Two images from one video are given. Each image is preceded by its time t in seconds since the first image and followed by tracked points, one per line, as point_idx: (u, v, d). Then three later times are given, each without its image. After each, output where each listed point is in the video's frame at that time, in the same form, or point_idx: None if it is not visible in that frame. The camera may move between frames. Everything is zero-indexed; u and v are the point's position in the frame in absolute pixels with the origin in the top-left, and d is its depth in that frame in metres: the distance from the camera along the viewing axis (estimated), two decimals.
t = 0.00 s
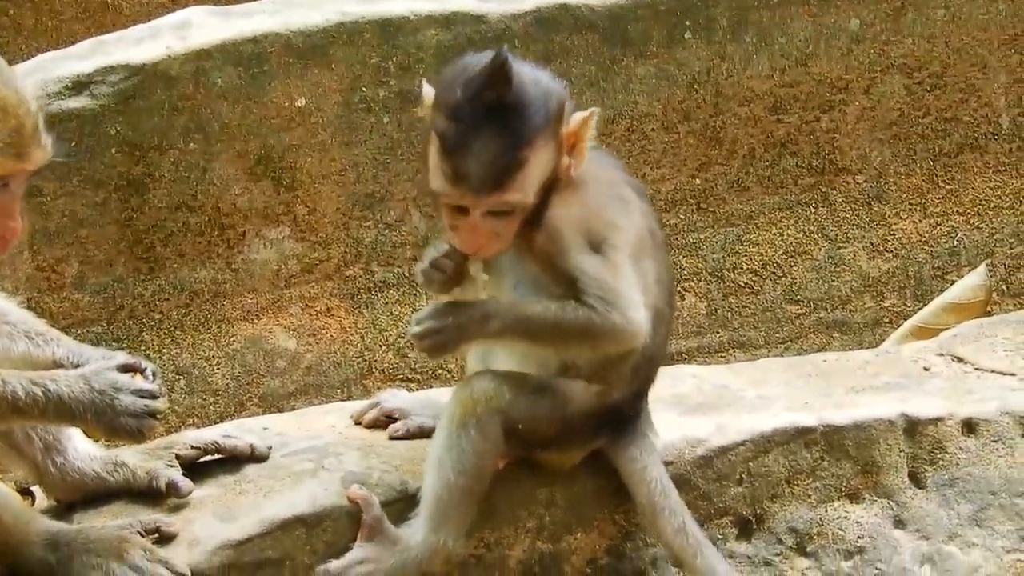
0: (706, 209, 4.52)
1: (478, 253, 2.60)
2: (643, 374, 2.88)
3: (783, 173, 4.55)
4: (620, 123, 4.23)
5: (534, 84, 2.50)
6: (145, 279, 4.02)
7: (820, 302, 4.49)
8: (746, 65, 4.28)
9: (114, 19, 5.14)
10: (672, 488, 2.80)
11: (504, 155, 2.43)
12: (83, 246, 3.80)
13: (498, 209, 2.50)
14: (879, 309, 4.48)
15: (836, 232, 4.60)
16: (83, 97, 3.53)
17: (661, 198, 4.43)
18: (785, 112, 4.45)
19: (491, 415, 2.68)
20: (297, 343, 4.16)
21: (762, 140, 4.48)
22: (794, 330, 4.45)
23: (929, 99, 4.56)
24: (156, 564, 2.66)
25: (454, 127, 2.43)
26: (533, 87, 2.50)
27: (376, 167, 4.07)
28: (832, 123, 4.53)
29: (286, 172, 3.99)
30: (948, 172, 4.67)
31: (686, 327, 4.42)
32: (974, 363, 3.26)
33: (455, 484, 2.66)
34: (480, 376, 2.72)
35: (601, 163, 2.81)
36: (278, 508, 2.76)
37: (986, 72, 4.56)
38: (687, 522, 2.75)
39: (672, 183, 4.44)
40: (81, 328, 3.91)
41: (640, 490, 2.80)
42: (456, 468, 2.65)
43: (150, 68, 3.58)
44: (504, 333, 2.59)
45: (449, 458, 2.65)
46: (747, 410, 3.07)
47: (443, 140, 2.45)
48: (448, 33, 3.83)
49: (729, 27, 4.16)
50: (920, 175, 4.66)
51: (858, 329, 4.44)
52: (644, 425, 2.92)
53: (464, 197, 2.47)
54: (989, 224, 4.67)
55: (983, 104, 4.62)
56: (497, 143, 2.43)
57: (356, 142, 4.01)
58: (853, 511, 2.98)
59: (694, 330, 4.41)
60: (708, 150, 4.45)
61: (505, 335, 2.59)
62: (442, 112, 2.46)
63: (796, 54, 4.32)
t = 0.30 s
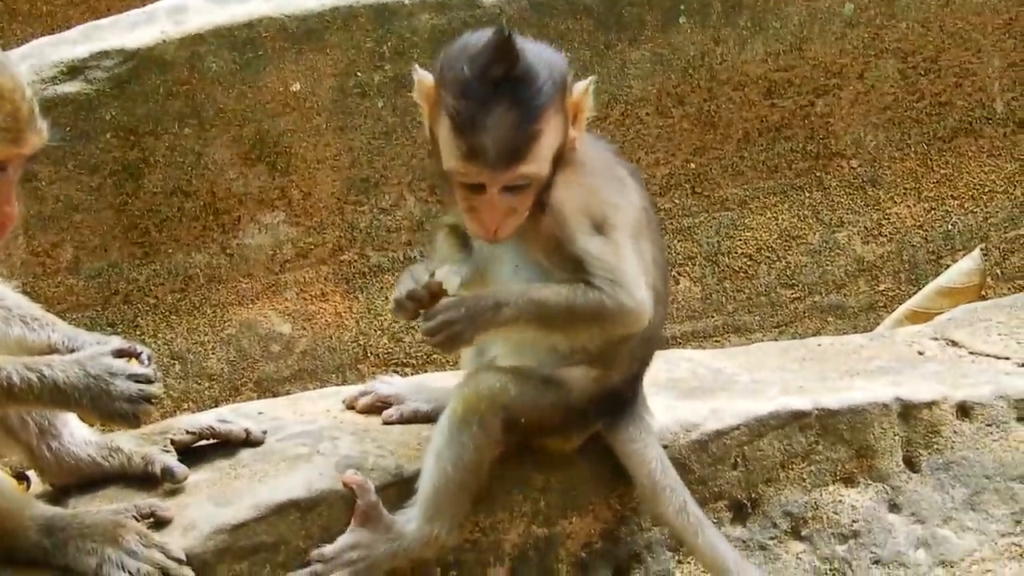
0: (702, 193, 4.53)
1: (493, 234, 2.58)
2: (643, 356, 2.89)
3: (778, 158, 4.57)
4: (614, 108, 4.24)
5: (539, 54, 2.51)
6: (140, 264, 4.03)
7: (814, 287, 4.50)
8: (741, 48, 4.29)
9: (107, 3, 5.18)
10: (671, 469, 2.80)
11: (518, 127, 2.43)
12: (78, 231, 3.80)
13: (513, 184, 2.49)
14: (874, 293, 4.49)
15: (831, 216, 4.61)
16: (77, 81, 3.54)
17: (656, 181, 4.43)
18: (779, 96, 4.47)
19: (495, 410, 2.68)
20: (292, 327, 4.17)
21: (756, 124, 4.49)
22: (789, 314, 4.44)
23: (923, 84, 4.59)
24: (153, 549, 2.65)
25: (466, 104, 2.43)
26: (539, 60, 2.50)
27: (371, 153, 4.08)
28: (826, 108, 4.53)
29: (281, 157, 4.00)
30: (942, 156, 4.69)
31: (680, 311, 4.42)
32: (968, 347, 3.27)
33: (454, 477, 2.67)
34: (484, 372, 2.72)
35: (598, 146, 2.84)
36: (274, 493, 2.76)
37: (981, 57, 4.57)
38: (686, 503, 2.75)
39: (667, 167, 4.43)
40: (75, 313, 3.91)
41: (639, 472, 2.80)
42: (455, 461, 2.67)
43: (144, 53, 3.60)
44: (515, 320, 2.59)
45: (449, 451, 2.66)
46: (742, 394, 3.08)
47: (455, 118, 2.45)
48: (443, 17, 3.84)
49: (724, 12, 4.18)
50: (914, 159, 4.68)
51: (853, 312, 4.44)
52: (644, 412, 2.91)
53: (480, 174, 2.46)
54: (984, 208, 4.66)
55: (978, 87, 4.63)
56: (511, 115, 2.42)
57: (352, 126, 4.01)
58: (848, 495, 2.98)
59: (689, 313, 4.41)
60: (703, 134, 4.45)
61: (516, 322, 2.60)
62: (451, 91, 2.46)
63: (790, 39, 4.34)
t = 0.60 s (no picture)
0: (696, 181, 4.52)
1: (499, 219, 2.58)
2: (642, 347, 2.89)
3: (772, 146, 4.55)
4: (610, 96, 4.23)
5: (548, 41, 2.52)
6: (136, 252, 4.02)
7: (809, 275, 4.66)
8: (736, 35, 4.29)
9: None
10: (664, 460, 2.80)
11: (528, 113, 2.44)
12: (74, 220, 3.79)
13: (521, 170, 2.50)
14: (869, 280, 4.69)
15: (826, 204, 4.67)
16: (71, 70, 3.55)
17: (651, 170, 4.42)
18: (773, 84, 4.43)
19: (488, 398, 2.68)
20: (288, 316, 4.25)
21: (751, 112, 4.46)
22: (784, 302, 4.64)
23: (919, 71, 4.57)
24: (150, 537, 2.63)
25: (475, 90, 2.44)
26: (548, 45, 2.52)
27: (366, 141, 4.07)
28: (821, 97, 4.51)
29: (276, 145, 3.99)
30: (937, 144, 4.71)
31: (677, 301, 4.58)
32: (963, 334, 3.28)
33: (446, 465, 2.68)
34: (477, 359, 2.73)
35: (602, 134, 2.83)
36: (270, 480, 2.76)
37: (976, 44, 4.55)
38: (680, 493, 2.75)
39: (662, 155, 4.42)
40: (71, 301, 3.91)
41: (633, 464, 2.81)
42: (447, 449, 2.67)
43: (140, 42, 3.63)
44: (510, 310, 2.59)
45: (442, 437, 2.67)
46: (738, 381, 3.09)
47: (465, 104, 2.46)
48: (438, 6, 3.89)
49: None
50: (909, 147, 4.69)
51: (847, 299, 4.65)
52: (640, 402, 2.91)
53: (488, 159, 2.47)
54: (978, 196, 4.75)
55: (973, 75, 4.61)
56: (521, 100, 2.43)
57: (346, 115, 4.01)
58: (844, 483, 2.98)
59: (684, 302, 4.58)
60: (699, 123, 4.42)
61: (509, 313, 2.60)
62: (460, 77, 2.47)
63: (786, 27, 4.33)
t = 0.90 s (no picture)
0: (692, 173, 4.53)
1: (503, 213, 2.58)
2: (638, 340, 2.89)
3: (767, 137, 4.57)
4: (606, 88, 4.23)
5: (555, 36, 2.52)
6: (132, 246, 4.02)
7: (806, 267, 4.67)
8: (733, 25, 4.29)
9: None
10: (659, 455, 2.80)
11: (536, 108, 2.44)
12: (70, 212, 3.79)
13: (527, 164, 2.50)
14: (865, 272, 4.69)
15: (822, 196, 4.67)
16: (68, 63, 3.55)
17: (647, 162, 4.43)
18: (768, 76, 4.44)
19: (480, 388, 2.69)
20: (283, 308, 4.24)
21: (746, 104, 4.47)
22: (778, 294, 4.66)
23: (915, 63, 4.57)
24: (145, 530, 2.62)
25: (483, 84, 2.44)
26: (555, 40, 2.51)
27: (362, 134, 4.08)
28: (816, 88, 4.51)
29: (272, 138, 4.00)
30: (932, 135, 4.70)
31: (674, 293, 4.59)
32: (957, 326, 3.30)
33: (442, 455, 2.69)
34: (469, 348, 2.72)
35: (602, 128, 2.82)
36: (265, 472, 2.75)
37: (971, 37, 4.54)
38: (675, 487, 2.75)
39: (658, 147, 4.42)
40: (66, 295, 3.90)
41: (627, 458, 2.81)
42: (441, 439, 2.68)
43: (136, 34, 3.63)
44: (504, 305, 2.59)
45: (437, 427, 2.68)
46: (735, 372, 3.09)
47: (472, 98, 2.45)
48: None
49: None
50: (906, 139, 4.70)
51: (846, 291, 4.66)
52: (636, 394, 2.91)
53: (494, 153, 2.47)
54: (977, 188, 4.73)
55: (969, 67, 4.61)
56: (529, 95, 2.43)
57: (342, 107, 4.02)
58: (840, 474, 2.99)
59: (681, 295, 4.59)
60: (694, 115, 4.43)
61: (504, 309, 2.60)
62: (467, 70, 2.47)
63: (781, 18, 4.33)
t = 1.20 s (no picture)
0: (684, 174, 4.54)
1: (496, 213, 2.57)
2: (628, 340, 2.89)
3: (760, 139, 4.56)
4: (600, 89, 4.24)
5: (549, 35, 2.53)
6: (125, 246, 4.02)
7: (799, 268, 4.68)
8: (726, 28, 4.29)
9: None
10: (653, 454, 2.80)
11: (532, 104, 2.44)
12: (64, 212, 3.79)
13: (521, 162, 2.49)
14: (858, 274, 4.70)
15: (815, 199, 4.68)
16: (61, 63, 3.56)
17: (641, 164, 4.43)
18: (761, 78, 4.44)
19: (478, 387, 2.68)
20: (276, 308, 4.26)
21: (740, 106, 4.47)
22: (772, 296, 4.67)
23: (908, 65, 4.56)
24: (139, 529, 2.61)
25: (478, 81, 2.44)
26: (549, 39, 2.53)
27: (356, 135, 4.09)
28: (809, 90, 4.52)
29: (266, 138, 4.00)
30: (925, 136, 4.72)
31: (666, 294, 4.61)
32: (952, 328, 3.33)
33: (443, 454, 2.65)
34: (462, 347, 2.73)
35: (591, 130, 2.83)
36: (259, 472, 2.75)
37: (964, 38, 4.54)
38: (670, 486, 2.75)
39: (651, 148, 4.44)
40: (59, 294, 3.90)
41: (622, 458, 2.81)
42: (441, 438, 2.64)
43: (130, 34, 3.63)
44: (488, 306, 2.60)
45: (436, 427, 2.64)
46: (727, 374, 3.10)
47: (466, 95, 2.45)
48: None
49: None
50: (898, 140, 4.71)
51: (839, 291, 4.67)
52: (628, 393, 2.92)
53: (489, 151, 2.46)
54: (967, 189, 4.77)
55: (961, 69, 4.62)
56: (524, 92, 2.43)
57: (336, 108, 4.02)
58: (832, 475, 2.99)
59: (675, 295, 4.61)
60: (688, 117, 4.44)
61: (489, 310, 2.61)
62: (462, 68, 2.47)
63: (775, 20, 4.33)
